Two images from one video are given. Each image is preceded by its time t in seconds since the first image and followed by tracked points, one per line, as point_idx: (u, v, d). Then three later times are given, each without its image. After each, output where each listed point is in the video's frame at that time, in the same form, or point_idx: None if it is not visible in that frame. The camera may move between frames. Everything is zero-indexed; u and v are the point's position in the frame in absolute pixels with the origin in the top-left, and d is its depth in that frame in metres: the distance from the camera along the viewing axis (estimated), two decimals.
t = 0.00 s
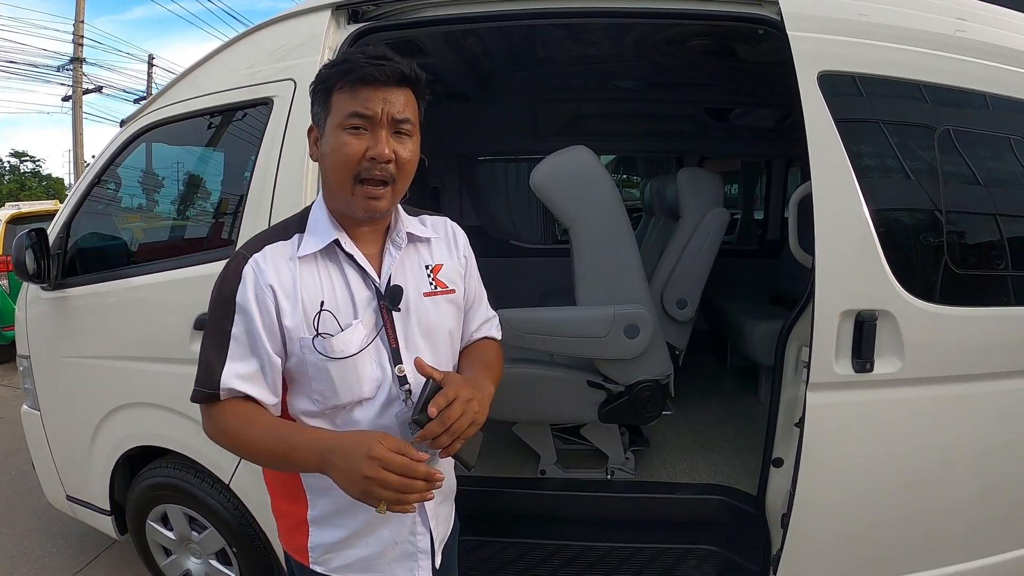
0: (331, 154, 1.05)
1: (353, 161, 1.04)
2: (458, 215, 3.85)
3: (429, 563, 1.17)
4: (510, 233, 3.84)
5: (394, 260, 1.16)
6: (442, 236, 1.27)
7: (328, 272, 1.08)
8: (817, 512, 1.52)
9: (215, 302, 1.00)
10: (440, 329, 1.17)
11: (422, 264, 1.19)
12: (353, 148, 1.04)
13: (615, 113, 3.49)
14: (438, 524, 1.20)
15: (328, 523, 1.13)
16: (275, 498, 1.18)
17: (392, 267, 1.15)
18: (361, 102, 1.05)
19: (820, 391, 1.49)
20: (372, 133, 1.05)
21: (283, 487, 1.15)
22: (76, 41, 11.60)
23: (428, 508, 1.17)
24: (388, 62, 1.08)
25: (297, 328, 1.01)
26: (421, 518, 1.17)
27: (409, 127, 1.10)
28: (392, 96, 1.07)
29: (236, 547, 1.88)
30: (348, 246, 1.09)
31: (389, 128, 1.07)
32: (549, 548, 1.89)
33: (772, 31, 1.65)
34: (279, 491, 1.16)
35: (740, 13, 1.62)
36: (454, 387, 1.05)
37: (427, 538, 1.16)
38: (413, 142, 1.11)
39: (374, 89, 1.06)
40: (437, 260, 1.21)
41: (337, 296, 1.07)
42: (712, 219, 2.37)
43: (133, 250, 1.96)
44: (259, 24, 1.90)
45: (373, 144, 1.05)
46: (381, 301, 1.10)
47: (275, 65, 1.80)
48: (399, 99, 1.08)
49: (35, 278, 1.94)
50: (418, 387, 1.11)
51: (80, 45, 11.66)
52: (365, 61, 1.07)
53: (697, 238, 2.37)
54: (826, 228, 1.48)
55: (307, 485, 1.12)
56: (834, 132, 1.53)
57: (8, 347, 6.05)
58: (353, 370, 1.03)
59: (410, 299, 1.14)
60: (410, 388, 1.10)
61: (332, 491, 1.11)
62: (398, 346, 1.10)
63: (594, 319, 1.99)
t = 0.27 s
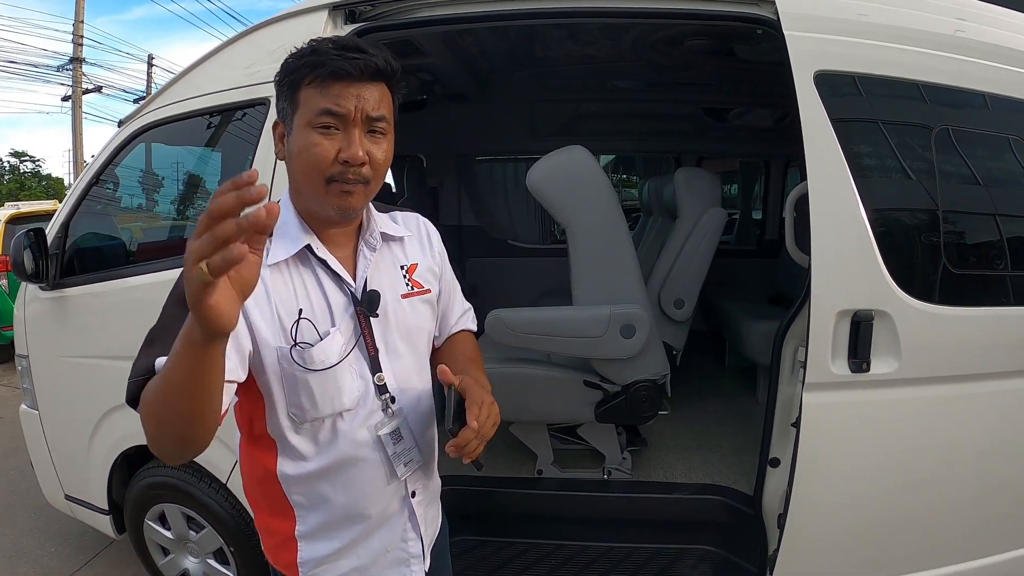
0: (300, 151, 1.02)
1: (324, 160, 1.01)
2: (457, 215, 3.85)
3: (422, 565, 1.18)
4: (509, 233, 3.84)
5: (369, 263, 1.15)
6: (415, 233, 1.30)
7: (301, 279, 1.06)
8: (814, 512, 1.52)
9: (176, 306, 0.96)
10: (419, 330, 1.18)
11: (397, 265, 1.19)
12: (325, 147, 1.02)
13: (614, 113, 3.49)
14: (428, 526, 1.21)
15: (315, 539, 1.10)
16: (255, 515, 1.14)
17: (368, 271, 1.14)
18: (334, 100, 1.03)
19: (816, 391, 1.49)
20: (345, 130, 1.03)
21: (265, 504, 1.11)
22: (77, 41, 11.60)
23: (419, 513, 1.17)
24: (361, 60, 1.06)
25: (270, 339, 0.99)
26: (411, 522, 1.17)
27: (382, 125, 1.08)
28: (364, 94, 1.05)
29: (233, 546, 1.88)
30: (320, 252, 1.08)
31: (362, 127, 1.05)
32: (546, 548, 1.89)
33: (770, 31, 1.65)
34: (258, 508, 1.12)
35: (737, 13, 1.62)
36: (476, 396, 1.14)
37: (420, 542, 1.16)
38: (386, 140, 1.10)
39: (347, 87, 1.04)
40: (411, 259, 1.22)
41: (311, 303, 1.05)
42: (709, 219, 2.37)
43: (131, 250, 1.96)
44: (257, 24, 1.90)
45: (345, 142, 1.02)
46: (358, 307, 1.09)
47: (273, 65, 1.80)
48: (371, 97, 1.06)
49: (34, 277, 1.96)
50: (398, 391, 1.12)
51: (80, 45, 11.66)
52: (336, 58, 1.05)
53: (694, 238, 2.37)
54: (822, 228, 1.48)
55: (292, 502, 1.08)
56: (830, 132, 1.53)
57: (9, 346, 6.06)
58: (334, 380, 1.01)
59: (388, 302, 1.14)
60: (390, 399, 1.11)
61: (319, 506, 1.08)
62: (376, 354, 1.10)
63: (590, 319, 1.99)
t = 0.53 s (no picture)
0: (327, 179, 0.98)
1: (350, 193, 0.98)
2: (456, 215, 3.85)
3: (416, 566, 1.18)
4: (509, 233, 3.84)
5: (359, 268, 1.14)
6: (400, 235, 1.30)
7: (291, 286, 1.05)
8: (812, 510, 1.52)
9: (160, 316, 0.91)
10: (407, 334, 1.19)
11: (383, 267, 1.19)
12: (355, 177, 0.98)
13: (614, 112, 3.49)
14: (419, 527, 1.22)
15: (310, 545, 1.10)
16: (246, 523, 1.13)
17: (358, 276, 1.13)
18: (369, 133, 0.98)
19: (815, 390, 1.49)
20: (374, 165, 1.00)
21: (255, 512, 1.10)
22: (77, 41, 11.60)
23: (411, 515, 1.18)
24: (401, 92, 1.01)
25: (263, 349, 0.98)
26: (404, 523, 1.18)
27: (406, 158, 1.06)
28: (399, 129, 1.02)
29: (232, 545, 1.89)
30: (311, 258, 1.06)
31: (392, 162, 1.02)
32: (544, 547, 1.89)
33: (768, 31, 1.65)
34: (250, 515, 1.11)
35: (735, 12, 1.62)
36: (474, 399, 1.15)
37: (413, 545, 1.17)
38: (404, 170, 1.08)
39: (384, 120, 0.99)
40: (398, 262, 1.23)
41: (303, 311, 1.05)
42: (708, 218, 2.38)
43: (131, 249, 1.96)
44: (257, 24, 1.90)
45: (375, 178, 1.00)
46: (348, 313, 1.08)
47: (273, 64, 1.81)
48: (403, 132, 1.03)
49: (34, 276, 1.96)
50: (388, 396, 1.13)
51: (80, 45, 11.66)
52: (375, 82, 0.99)
53: (693, 237, 2.38)
54: (821, 227, 1.48)
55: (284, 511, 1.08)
56: (829, 131, 1.53)
57: (9, 346, 6.06)
58: (326, 388, 1.02)
59: (378, 307, 1.14)
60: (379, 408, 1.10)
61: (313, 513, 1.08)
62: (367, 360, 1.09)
63: (589, 318, 1.99)
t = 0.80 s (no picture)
0: (372, 198, 0.97)
1: (394, 212, 0.99)
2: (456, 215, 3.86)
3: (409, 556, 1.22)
4: (509, 233, 3.85)
5: (368, 278, 1.13)
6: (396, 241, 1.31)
7: (309, 304, 1.00)
8: (811, 511, 1.53)
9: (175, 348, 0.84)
10: (407, 341, 1.20)
11: (386, 275, 1.20)
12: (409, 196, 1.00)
13: (613, 113, 3.49)
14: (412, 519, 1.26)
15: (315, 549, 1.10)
16: (246, 532, 1.10)
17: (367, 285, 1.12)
18: (413, 153, 0.98)
19: (813, 391, 1.50)
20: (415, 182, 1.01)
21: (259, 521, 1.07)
22: (77, 41, 11.60)
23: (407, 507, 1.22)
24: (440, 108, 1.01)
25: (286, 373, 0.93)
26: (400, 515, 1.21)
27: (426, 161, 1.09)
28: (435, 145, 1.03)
29: (233, 545, 1.89)
30: (332, 273, 1.02)
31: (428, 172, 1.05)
32: (544, 547, 1.90)
33: (767, 33, 1.66)
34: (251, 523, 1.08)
35: (734, 14, 1.62)
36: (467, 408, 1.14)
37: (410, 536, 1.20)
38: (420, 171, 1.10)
39: (426, 138, 1.00)
40: (398, 270, 1.24)
41: (322, 327, 1.00)
42: (708, 219, 2.38)
43: (132, 249, 1.97)
44: (257, 25, 1.91)
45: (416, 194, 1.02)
46: (363, 326, 1.07)
47: (273, 66, 1.81)
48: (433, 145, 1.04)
49: (35, 277, 1.95)
50: (394, 404, 1.14)
51: (80, 45, 11.66)
52: (426, 99, 0.99)
53: (692, 238, 2.38)
54: (820, 229, 1.49)
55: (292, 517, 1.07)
56: (827, 133, 1.54)
57: (9, 345, 6.06)
58: (345, 405, 1.00)
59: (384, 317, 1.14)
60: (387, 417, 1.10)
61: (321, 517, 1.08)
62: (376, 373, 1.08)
63: (589, 318, 2.00)
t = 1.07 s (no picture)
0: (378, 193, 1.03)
1: (397, 208, 1.05)
2: (456, 215, 3.86)
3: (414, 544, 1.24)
4: (508, 233, 3.85)
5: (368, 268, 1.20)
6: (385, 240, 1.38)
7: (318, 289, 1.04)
8: (809, 509, 1.53)
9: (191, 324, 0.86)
10: (400, 329, 1.27)
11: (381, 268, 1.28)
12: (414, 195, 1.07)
13: (613, 113, 3.50)
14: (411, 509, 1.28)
15: (324, 539, 1.10)
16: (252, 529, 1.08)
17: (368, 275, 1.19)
18: (418, 154, 1.05)
19: (811, 390, 1.50)
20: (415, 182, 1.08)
21: (267, 515, 1.07)
22: (77, 41, 11.60)
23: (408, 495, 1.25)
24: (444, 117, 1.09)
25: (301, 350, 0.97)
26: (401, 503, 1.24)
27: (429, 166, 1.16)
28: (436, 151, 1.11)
29: (233, 545, 1.89)
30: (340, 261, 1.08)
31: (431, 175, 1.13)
32: (543, 545, 1.90)
33: (765, 33, 1.66)
34: (258, 520, 1.07)
35: (733, 14, 1.63)
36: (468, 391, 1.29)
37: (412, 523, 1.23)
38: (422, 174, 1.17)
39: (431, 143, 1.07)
40: (390, 264, 1.32)
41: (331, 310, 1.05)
42: (708, 218, 2.38)
43: (132, 249, 1.97)
44: (257, 26, 1.91)
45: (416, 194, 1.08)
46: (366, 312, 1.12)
47: (273, 66, 1.81)
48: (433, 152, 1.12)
49: (35, 277, 1.95)
50: (393, 388, 1.20)
51: (80, 45, 11.66)
52: (431, 106, 1.07)
53: (692, 237, 2.38)
54: (818, 229, 1.49)
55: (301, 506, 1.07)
56: (825, 133, 1.54)
57: (10, 345, 6.07)
58: (354, 384, 1.04)
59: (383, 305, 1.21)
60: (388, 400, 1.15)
61: (330, 505, 1.09)
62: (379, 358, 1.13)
63: (588, 318, 2.00)
